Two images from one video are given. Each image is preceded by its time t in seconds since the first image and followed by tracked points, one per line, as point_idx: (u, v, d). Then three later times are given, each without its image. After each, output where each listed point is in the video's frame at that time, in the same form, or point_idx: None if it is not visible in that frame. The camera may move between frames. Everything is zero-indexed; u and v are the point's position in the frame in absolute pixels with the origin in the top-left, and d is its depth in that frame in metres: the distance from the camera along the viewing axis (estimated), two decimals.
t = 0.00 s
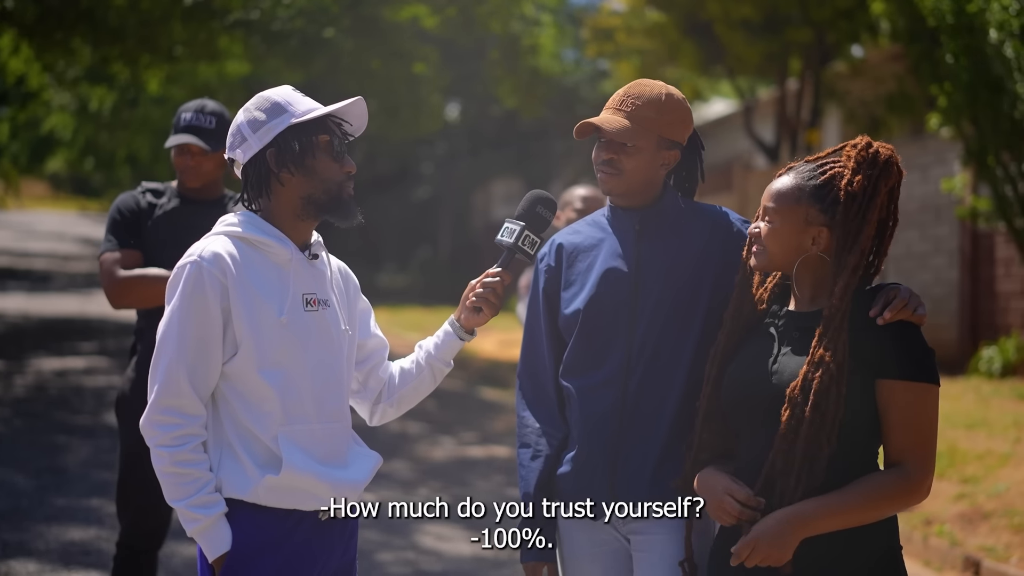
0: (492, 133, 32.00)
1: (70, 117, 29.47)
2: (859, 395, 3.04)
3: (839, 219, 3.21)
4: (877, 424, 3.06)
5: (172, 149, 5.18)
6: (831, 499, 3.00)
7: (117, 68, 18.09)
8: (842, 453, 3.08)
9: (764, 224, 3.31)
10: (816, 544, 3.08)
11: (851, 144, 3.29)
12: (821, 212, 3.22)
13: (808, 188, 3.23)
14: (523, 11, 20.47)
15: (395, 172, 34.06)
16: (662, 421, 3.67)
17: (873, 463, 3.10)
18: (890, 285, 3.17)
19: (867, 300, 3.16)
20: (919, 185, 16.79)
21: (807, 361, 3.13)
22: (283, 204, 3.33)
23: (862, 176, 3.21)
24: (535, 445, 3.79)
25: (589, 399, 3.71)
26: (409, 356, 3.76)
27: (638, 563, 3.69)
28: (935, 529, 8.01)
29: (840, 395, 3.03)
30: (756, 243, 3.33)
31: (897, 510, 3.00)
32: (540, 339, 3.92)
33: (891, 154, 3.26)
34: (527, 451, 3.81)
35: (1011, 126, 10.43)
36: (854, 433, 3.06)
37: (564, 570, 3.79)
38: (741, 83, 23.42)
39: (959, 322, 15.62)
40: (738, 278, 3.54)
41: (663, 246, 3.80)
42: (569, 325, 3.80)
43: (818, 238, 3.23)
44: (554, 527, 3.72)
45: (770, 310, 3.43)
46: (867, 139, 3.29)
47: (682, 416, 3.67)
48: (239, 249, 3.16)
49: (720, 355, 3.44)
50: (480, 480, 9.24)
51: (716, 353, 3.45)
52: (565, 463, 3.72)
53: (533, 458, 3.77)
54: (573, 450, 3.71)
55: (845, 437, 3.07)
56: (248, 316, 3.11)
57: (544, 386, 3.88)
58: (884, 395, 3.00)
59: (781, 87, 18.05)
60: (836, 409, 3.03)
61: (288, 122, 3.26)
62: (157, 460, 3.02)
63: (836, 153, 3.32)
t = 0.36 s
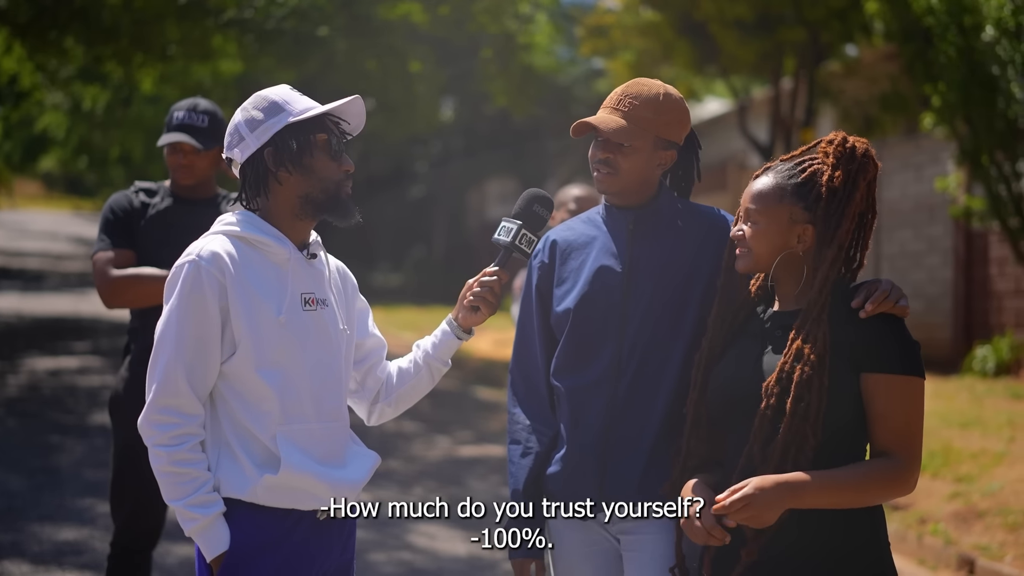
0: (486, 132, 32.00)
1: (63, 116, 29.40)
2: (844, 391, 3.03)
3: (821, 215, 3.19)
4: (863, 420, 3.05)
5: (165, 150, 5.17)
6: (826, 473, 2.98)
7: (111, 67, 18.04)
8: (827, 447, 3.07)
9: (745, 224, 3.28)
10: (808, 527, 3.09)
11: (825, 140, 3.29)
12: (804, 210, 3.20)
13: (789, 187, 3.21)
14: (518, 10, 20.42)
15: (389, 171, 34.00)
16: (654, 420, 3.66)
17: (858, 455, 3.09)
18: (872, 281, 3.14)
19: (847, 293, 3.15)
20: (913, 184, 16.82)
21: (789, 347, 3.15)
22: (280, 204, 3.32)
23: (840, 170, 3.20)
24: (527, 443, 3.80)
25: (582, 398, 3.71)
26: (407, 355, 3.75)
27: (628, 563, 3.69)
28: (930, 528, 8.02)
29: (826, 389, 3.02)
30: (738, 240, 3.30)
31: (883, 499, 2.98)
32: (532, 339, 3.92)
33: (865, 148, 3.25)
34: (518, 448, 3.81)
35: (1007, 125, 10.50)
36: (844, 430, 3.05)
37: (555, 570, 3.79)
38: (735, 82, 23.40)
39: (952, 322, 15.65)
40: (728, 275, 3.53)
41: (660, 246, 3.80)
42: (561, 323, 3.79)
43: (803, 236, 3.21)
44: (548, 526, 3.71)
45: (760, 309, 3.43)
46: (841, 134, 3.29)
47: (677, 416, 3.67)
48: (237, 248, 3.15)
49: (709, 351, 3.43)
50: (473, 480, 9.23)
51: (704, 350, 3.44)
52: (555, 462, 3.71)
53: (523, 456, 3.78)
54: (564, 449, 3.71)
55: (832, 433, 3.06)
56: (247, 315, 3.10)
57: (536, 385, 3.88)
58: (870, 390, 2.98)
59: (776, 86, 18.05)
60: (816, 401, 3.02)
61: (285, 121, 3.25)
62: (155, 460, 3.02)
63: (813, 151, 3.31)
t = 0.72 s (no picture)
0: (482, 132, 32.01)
1: (58, 115, 29.31)
2: (847, 392, 3.03)
3: (824, 213, 3.19)
4: (867, 422, 3.05)
5: (161, 151, 5.14)
6: (824, 476, 2.99)
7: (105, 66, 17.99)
8: (834, 449, 3.07)
9: (744, 223, 3.28)
10: (809, 529, 3.09)
11: (823, 139, 3.28)
12: (804, 209, 3.20)
13: (788, 185, 3.21)
14: (513, 9, 20.44)
15: (384, 170, 33.97)
16: (652, 420, 3.65)
17: (859, 454, 3.10)
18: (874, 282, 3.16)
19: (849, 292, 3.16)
20: (908, 183, 16.84)
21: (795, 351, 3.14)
22: (279, 204, 3.31)
23: (839, 168, 3.20)
24: (524, 443, 3.80)
25: (578, 398, 3.71)
26: (402, 363, 3.74)
27: (624, 563, 3.69)
28: (926, 527, 8.02)
29: (836, 390, 3.02)
30: (738, 238, 3.30)
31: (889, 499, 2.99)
32: (528, 339, 3.92)
33: (864, 147, 3.25)
34: (515, 448, 3.81)
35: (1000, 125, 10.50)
36: (848, 433, 3.05)
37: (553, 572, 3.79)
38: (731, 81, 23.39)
39: (947, 322, 15.66)
40: (726, 275, 3.53)
41: (656, 246, 3.79)
42: (557, 323, 3.79)
43: (804, 235, 3.21)
44: (547, 527, 3.71)
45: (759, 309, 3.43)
46: (838, 133, 3.29)
47: (673, 416, 3.67)
48: (235, 249, 3.14)
49: (708, 352, 3.41)
50: (470, 479, 9.23)
51: (704, 349, 3.43)
52: (552, 462, 3.72)
53: (521, 456, 3.78)
54: (561, 449, 3.71)
55: (837, 436, 3.06)
56: (244, 315, 3.09)
57: (532, 385, 3.88)
58: (873, 392, 2.98)
59: (772, 86, 18.07)
60: (824, 400, 3.02)
61: (286, 120, 3.25)
62: (152, 460, 3.01)
63: (813, 150, 3.30)
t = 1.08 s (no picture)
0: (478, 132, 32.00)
1: (54, 115, 29.27)
2: (850, 394, 3.04)
3: (828, 209, 3.18)
4: (877, 418, 3.07)
5: (160, 150, 5.13)
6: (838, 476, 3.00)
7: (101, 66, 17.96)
8: (848, 447, 3.08)
9: (749, 221, 3.27)
10: (813, 529, 3.10)
11: (825, 136, 3.28)
12: (809, 205, 3.19)
13: (792, 182, 3.20)
14: (510, 9, 20.44)
15: (381, 170, 33.93)
16: (651, 422, 3.65)
17: (863, 456, 3.10)
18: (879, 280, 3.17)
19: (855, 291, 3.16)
20: (905, 183, 16.85)
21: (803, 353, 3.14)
22: (279, 204, 3.30)
23: (842, 163, 3.19)
24: (524, 444, 3.80)
25: (577, 398, 3.71)
26: (394, 372, 3.73)
27: (625, 563, 3.68)
28: (923, 527, 8.02)
29: (842, 388, 3.02)
30: (742, 238, 3.29)
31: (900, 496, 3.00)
32: (527, 339, 3.92)
33: (865, 143, 3.25)
34: (515, 450, 3.81)
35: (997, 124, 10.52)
36: (860, 430, 3.06)
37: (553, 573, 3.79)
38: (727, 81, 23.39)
39: (944, 322, 15.68)
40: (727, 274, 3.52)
41: (653, 246, 3.79)
42: (557, 324, 3.78)
43: (808, 232, 3.20)
44: (547, 527, 3.71)
45: (759, 309, 3.42)
46: (839, 129, 3.28)
47: (670, 416, 3.67)
48: (235, 248, 3.13)
49: (712, 352, 3.40)
50: (467, 478, 9.23)
51: (709, 349, 3.42)
52: (553, 463, 3.72)
53: (521, 457, 3.78)
54: (562, 450, 3.72)
55: (853, 434, 3.07)
56: (245, 313, 3.08)
57: (531, 386, 3.88)
58: (884, 390, 3.00)
59: (768, 86, 18.08)
60: (840, 397, 3.02)
61: (288, 121, 3.24)
62: (152, 459, 2.99)
63: (813, 148, 3.30)
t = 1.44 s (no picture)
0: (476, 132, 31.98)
1: (51, 114, 29.19)
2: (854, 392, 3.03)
3: (832, 207, 3.18)
4: (883, 416, 3.08)
5: (160, 148, 5.11)
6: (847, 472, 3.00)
7: (98, 65, 17.91)
8: (854, 445, 3.08)
9: (752, 222, 3.26)
10: (816, 527, 3.09)
11: (822, 132, 3.27)
12: (811, 201, 3.18)
13: (793, 180, 3.19)
14: (507, 9, 20.42)
15: (378, 169, 33.89)
16: (652, 421, 3.64)
17: (867, 455, 3.10)
18: (887, 277, 3.17)
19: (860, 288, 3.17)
20: (903, 183, 16.85)
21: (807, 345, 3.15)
22: (281, 203, 3.29)
23: (843, 161, 3.19)
24: (527, 445, 3.81)
25: (578, 398, 3.71)
26: (396, 369, 3.72)
27: (629, 561, 3.68)
28: (922, 526, 8.02)
29: (847, 384, 3.01)
30: (745, 237, 3.28)
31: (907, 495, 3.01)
32: (528, 341, 3.92)
33: (864, 140, 3.24)
34: (518, 451, 3.82)
35: (995, 121, 10.55)
36: (868, 426, 3.07)
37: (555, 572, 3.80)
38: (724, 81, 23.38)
39: (942, 321, 15.67)
40: (729, 273, 3.51)
41: (653, 245, 3.78)
42: (558, 324, 3.79)
43: (813, 229, 3.20)
44: (549, 526, 3.72)
45: (761, 310, 3.40)
46: (838, 125, 3.28)
47: (672, 415, 3.65)
48: (237, 247, 3.12)
49: (716, 354, 3.41)
50: (465, 478, 9.22)
51: (716, 349, 3.42)
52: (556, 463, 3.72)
53: (525, 459, 3.79)
54: (565, 449, 3.72)
55: (859, 431, 3.07)
56: (247, 312, 3.07)
57: (533, 388, 3.88)
58: (892, 386, 3.01)
59: (766, 85, 18.08)
60: (852, 391, 3.01)
61: (289, 120, 3.23)
62: (154, 458, 2.99)
63: (813, 146, 3.29)
